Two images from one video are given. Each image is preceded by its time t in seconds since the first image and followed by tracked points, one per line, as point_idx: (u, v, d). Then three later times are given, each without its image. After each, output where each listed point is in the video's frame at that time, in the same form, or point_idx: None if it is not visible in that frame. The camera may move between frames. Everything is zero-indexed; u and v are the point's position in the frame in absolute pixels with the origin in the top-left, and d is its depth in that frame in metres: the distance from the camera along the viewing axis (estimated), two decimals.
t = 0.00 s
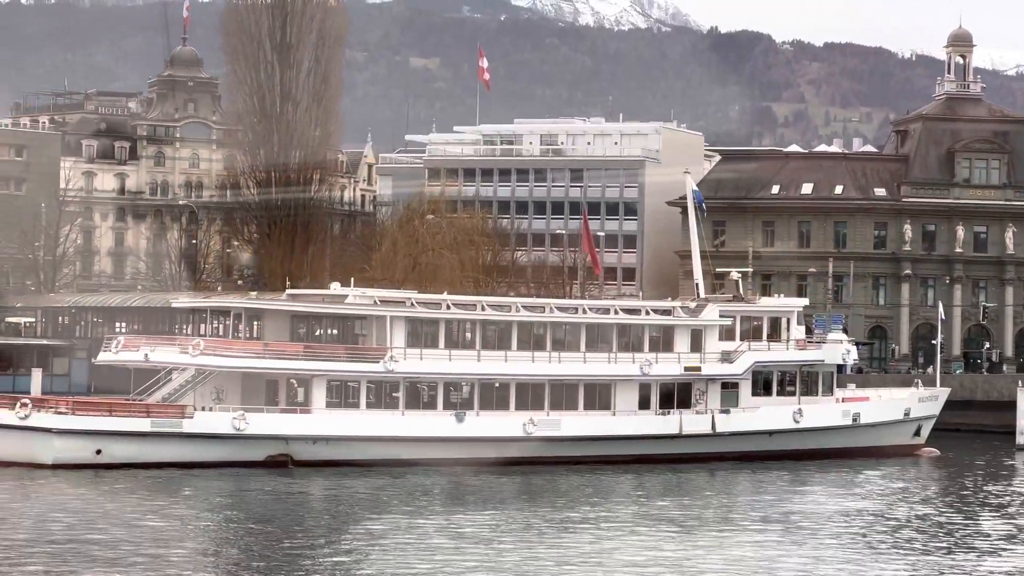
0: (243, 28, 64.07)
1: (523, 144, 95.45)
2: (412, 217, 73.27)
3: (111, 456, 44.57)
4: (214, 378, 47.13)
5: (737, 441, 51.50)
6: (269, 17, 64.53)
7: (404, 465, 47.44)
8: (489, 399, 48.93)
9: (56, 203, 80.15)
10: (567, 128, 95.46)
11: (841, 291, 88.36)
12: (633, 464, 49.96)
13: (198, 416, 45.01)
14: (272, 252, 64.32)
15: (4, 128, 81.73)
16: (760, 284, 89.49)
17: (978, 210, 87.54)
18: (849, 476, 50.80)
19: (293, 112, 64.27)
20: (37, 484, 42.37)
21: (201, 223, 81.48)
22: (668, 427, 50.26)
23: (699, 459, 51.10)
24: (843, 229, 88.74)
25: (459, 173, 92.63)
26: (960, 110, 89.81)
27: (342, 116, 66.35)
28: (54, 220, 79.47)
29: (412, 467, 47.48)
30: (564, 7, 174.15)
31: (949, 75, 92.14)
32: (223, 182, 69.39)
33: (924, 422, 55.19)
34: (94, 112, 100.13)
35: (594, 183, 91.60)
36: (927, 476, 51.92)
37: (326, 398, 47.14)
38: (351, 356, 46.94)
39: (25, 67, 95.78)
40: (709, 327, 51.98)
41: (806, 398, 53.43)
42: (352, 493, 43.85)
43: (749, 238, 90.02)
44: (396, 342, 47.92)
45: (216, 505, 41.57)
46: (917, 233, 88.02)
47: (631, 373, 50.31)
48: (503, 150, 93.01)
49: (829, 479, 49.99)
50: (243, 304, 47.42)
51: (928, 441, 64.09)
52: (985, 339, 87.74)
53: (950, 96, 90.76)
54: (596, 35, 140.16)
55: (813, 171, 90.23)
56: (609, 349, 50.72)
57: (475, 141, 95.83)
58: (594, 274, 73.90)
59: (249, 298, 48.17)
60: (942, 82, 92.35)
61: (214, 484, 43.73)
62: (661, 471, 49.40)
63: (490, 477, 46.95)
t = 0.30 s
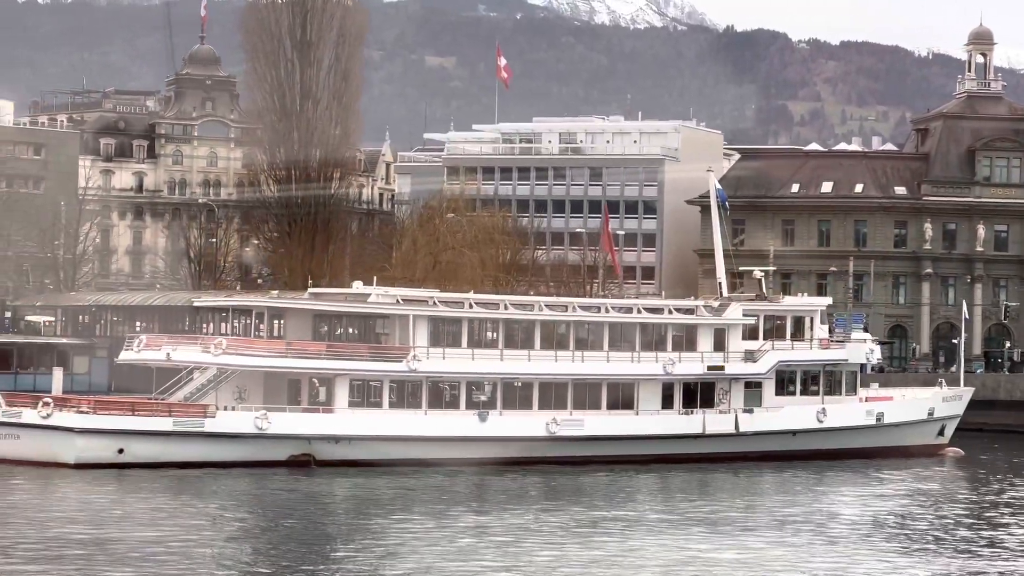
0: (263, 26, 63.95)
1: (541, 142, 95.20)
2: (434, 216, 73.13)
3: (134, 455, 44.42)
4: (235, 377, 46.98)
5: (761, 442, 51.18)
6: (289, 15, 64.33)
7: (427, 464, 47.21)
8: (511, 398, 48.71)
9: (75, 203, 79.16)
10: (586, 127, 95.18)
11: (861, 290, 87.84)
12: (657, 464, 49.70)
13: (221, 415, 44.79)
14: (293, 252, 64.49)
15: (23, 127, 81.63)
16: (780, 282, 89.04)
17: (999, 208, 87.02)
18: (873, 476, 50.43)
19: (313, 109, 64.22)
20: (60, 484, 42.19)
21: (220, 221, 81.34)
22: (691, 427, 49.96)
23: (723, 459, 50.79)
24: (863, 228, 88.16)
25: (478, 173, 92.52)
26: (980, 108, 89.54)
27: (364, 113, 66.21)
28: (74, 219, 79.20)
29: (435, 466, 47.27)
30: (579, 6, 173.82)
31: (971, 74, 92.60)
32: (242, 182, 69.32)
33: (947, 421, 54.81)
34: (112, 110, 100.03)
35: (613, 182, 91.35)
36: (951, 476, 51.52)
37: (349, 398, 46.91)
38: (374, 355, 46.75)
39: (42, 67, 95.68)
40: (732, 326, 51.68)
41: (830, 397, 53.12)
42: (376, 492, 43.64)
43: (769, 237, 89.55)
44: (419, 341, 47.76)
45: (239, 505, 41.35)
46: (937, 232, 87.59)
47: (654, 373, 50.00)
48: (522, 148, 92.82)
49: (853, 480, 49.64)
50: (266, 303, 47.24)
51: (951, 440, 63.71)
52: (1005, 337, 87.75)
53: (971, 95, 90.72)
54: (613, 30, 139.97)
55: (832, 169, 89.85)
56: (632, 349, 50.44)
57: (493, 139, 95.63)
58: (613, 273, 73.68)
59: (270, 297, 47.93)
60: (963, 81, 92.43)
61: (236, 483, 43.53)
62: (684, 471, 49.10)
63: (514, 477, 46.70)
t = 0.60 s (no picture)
0: (282, 22, 63.70)
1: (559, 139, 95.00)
2: (451, 213, 72.95)
3: (154, 453, 44.27)
4: (257, 375, 46.85)
5: (783, 439, 50.90)
6: (308, 12, 64.05)
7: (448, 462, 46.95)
8: (533, 396, 48.46)
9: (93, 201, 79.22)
10: (603, 124, 94.91)
11: (880, 288, 87.45)
12: (679, 462, 49.45)
13: (241, 413, 44.57)
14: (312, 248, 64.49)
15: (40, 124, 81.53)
16: (798, 279, 88.95)
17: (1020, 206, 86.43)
18: (895, 474, 50.03)
19: (333, 106, 64.13)
20: (80, 482, 42.01)
21: (238, 218, 81.13)
22: (713, 425, 49.67)
23: (745, 457, 50.51)
24: (881, 225, 87.80)
25: (496, 170, 92.43)
26: (1000, 104, 89.07)
27: (383, 110, 65.99)
28: (93, 217, 79.17)
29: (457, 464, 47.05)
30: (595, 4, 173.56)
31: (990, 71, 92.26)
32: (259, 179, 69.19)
33: (970, 419, 54.37)
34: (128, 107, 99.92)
35: (631, 180, 91.15)
36: (975, 473, 51.09)
37: (370, 396, 46.66)
38: (396, 353, 46.54)
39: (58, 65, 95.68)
40: (754, 324, 51.42)
41: (852, 395, 52.79)
42: (397, 491, 43.39)
43: (787, 235, 89.40)
44: (441, 339, 47.45)
45: (261, 503, 41.10)
46: (957, 230, 87.03)
47: (677, 370, 49.76)
48: (539, 146, 92.65)
49: (876, 477, 49.27)
50: (288, 300, 47.06)
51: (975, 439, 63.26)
52: None
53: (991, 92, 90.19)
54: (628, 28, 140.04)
55: (850, 166, 89.56)
56: (654, 346, 50.20)
57: (511, 137, 95.44)
58: (632, 270, 73.40)
59: (291, 294, 47.56)
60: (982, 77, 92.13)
61: (256, 481, 43.30)
62: (706, 469, 48.80)
63: (535, 475, 46.42)
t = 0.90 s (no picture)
0: (301, 18, 63.73)
1: (576, 135, 94.69)
2: (467, 208, 72.79)
3: (176, 450, 44.05)
4: (277, 371, 46.80)
5: (806, 435, 50.62)
6: (326, 8, 63.99)
7: (469, 459, 46.67)
8: (554, 392, 48.27)
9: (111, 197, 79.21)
10: (621, 119, 94.55)
11: (899, 283, 87.07)
12: (701, 459, 49.18)
13: (263, 410, 44.42)
14: (331, 243, 64.72)
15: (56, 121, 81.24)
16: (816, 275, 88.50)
17: None
18: (918, 471, 49.65)
19: (351, 102, 63.77)
20: (101, 479, 41.82)
21: (254, 213, 80.86)
22: (735, 421, 49.39)
23: (768, 453, 50.21)
24: (900, 221, 87.41)
25: (514, 166, 92.27)
26: (1018, 99, 88.54)
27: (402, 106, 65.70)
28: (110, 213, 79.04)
29: (478, 460, 46.84)
30: None
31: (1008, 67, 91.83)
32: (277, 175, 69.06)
33: (993, 415, 53.81)
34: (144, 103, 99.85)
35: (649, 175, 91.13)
36: (998, 469, 50.72)
37: (391, 392, 46.49)
38: (417, 348, 46.27)
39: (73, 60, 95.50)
40: (776, 319, 51.08)
41: (874, 391, 52.40)
42: (419, 488, 43.16)
43: (805, 231, 89.06)
44: (463, 335, 47.19)
45: (281, 500, 40.90)
46: (975, 226, 86.73)
47: (699, 366, 49.54)
48: (557, 141, 92.41)
49: (898, 474, 48.90)
50: (308, 295, 46.76)
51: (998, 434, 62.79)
52: None
53: (1009, 87, 89.83)
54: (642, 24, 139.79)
55: (867, 162, 89.30)
56: (676, 342, 49.91)
57: (528, 132, 95.16)
58: (651, 265, 73.02)
59: (312, 291, 47.95)
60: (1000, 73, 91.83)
61: (276, 479, 43.07)
62: (729, 466, 48.52)
63: (557, 473, 46.12)
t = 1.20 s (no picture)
0: (322, 11, 63.38)
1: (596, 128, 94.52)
2: (485, 203, 72.66)
3: (199, 445, 43.75)
4: (301, 365, 46.53)
5: (831, 430, 50.23)
6: None
7: (494, 455, 46.43)
8: (579, 387, 48.06)
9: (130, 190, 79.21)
10: (640, 113, 94.37)
11: (920, 276, 86.51)
12: (726, 454, 48.91)
13: (286, 405, 44.19)
14: (351, 236, 64.34)
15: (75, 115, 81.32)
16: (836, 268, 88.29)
17: None
18: (945, 465, 49.31)
19: (372, 96, 63.77)
20: (126, 473, 41.71)
21: (273, 207, 80.87)
22: (760, 416, 49.11)
23: (793, 447, 49.90)
24: (921, 214, 86.84)
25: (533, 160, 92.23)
26: None
27: (423, 100, 65.48)
28: (130, 207, 79.04)
29: (503, 456, 46.57)
30: None
31: None
32: (298, 169, 68.98)
33: (1018, 410, 53.40)
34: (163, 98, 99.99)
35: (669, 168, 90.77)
36: None
37: (415, 387, 46.23)
38: (442, 343, 46.10)
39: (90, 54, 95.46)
40: (801, 313, 50.74)
41: (899, 385, 52.15)
42: (444, 483, 42.92)
43: (826, 224, 88.88)
44: (486, 329, 46.93)
45: (306, 495, 40.70)
46: (997, 219, 86.41)
47: (724, 361, 49.15)
48: (576, 135, 92.27)
49: (925, 469, 48.58)
50: (331, 290, 46.47)
51: None
52: None
53: None
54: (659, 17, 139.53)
55: (887, 155, 88.97)
56: (701, 336, 49.58)
57: (547, 126, 95.01)
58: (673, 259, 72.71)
59: (334, 284, 47.57)
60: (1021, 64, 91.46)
61: (301, 474, 42.89)
62: (754, 460, 48.30)
63: (583, 467, 45.92)
